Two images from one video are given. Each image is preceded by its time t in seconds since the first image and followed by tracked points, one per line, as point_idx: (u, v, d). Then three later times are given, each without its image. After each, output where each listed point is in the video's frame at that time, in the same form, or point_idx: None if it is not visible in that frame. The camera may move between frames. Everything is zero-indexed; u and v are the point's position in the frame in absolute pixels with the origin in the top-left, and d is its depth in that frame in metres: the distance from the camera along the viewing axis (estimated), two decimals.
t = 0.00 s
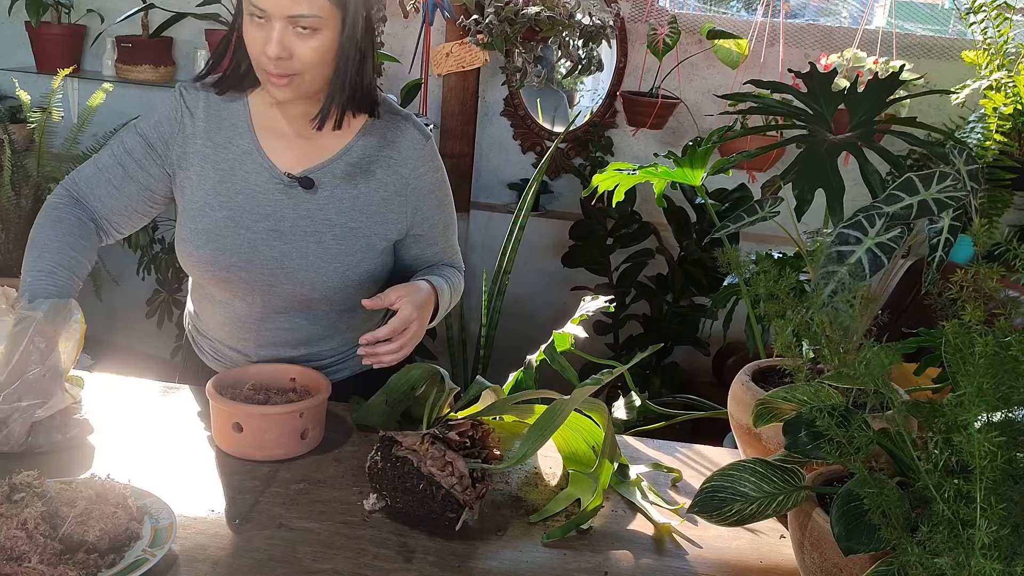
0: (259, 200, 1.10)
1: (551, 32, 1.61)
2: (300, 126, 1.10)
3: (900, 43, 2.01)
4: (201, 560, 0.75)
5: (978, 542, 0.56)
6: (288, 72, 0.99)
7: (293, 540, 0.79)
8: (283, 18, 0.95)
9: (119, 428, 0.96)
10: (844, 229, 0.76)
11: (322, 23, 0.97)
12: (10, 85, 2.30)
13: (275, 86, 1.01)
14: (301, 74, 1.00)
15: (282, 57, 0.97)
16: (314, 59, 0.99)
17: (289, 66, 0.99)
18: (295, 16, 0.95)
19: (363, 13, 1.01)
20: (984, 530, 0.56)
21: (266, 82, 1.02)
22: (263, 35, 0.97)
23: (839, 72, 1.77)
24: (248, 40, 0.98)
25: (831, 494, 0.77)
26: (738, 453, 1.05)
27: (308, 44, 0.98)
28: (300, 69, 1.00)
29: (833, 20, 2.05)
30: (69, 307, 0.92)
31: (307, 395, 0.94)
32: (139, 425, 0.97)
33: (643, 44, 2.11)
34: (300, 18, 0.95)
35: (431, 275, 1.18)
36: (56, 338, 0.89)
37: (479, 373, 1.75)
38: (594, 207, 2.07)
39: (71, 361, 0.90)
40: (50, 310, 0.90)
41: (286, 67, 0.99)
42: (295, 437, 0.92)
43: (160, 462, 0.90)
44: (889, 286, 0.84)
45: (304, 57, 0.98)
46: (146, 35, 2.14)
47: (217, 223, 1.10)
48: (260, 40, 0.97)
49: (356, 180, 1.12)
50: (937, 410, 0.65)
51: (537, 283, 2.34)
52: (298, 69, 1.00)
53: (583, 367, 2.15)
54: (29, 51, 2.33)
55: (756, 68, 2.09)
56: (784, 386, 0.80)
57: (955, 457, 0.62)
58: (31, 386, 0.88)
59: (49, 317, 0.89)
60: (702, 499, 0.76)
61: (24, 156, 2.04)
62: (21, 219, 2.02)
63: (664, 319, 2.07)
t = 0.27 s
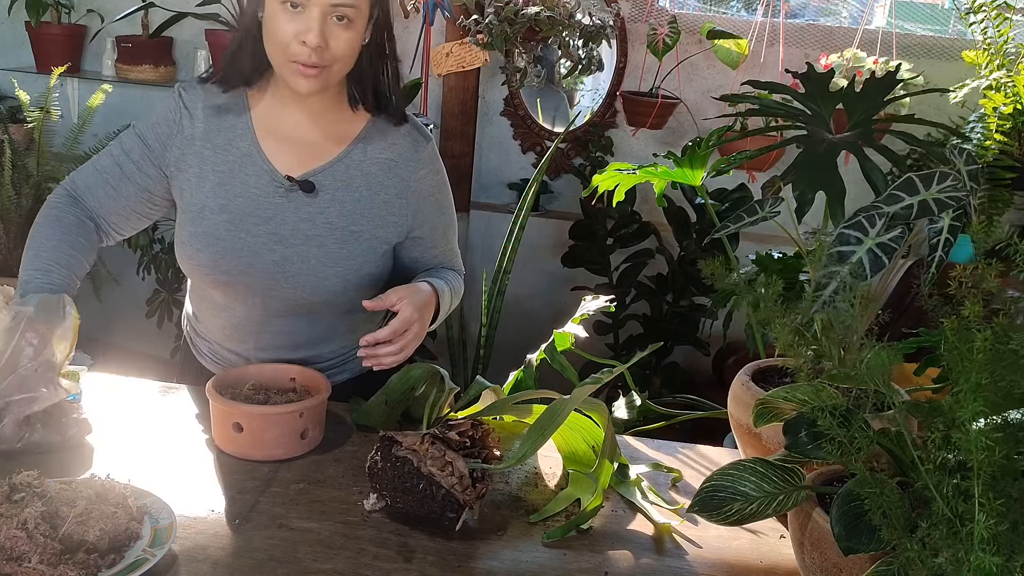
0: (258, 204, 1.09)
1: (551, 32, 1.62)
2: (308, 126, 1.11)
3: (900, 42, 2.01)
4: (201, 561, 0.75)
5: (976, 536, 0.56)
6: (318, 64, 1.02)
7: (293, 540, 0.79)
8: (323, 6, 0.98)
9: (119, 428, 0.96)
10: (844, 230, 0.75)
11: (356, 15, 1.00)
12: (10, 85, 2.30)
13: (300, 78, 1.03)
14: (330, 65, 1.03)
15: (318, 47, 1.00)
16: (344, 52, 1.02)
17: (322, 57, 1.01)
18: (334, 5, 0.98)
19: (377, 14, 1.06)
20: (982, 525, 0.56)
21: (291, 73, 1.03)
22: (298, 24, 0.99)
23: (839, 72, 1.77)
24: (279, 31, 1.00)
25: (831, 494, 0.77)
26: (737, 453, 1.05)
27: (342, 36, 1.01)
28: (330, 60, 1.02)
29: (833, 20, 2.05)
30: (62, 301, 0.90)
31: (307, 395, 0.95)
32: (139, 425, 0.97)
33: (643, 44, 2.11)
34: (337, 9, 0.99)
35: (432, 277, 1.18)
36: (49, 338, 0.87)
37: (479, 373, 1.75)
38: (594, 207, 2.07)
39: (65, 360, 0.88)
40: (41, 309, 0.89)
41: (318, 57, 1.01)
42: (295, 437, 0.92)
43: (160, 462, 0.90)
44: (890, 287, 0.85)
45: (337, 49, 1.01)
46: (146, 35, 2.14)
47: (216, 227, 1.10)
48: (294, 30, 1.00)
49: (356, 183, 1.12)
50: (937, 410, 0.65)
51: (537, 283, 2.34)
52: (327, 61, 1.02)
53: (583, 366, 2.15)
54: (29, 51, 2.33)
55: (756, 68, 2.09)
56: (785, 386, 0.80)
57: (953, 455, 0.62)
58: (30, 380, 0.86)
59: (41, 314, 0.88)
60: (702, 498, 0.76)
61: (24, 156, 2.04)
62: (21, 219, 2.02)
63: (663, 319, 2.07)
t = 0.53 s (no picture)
0: (260, 206, 1.09)
1: (551, 32, 1.62)
2: (312, 128, 1.12)
3: (900, 43, 2.01)
4: (202, 560, 0.75)
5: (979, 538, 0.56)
6: (327, 65, 1.03)
7: (294, 541, 0.79)
8: (334, 7, 0.99)
9: (120, 428, 0.96)
10: (846, 229, 0.74)
11: (365, 17, 1.01)
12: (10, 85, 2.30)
13: (308, 78, 1.04)
14: (339, 65, 1.04)
15: (328, 49, 1.01)
16: (354, 53, 1.03)
17: (333, 59, 1.02)
18: (345, 7, 0.99)
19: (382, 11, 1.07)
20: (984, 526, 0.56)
21: (300, 73, 1.04)
22: (309, 25, 1.00)
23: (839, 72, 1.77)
24: (288, 33, 1.01)
25: (832, 494, 0.77)
26: (738, 453, 1.05)
27: (352, 38, 1.02)
28: (340, 60, 1.03)
29: (832, 20, 2.05)
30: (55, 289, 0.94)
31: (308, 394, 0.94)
32: (140, 425, 0.97)
33: (643, 44, 2.11)
34: (347, 11, 1.00)
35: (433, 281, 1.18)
36: (47, 332, 0.90)
37: (479, 373, 1.75)
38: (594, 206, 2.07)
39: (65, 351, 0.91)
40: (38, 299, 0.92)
41: (328, 59, 1.02)
42: (296, 437, 0.92)
43: (160, 462, 0.90)
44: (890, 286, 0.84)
45: (346, 50, 1.02)
46: (146, 35, 2.14)
47: (219, 229, 1.10)
48: (303, 32, 1.00)
49: (358, 188, 1.12)
50: (937, 409, 0.65)
51: (537, 283, 2.34)
52: (336, 62, 1.03)
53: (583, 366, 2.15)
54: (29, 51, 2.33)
55: (756, 68, 2.09)
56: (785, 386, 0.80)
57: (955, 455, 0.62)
58: (32, 370, 0.89)
59: (40, 303, 0.91)
60: (703, 499, 0.76)
61: (24, 156, 2.04)
62: (20, 219, 2.02)
63: (664, 319, 2.07)
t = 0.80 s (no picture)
0: (262, 202, 1.10)
1: (551, 32, 1.62)
2: (316, 125, 1.12)
3: (900, 43, 2.01)
4: (201, 561, 0.75)
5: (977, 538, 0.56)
6: (330, 62, 1.03)
7: (293, 541, 0.79)
8: (336, 5, 0.99)
9: (120, 428, 0.96)
10: (845, 229, 0.75)
11: (368, 14, 1.01)
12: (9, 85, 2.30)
13: (311, 76, 1.04)
14: (342, 62, 1.04)
15: (331, 45, 1.01)
16: (356, 49, 1.03)
17: (335, 55, 1.02)
18: (347, 4, 0.99)
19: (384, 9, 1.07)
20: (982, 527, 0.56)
21: (303, 71, 1.04)
22: (310, 23, 1.00)
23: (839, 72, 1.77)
24: (291, 30, 1.01)
25: (831, 494, 0.77)
26: (737, 453, 1.05)
27: (355, 34, 1.02)
28: (343, 57, 1.03)
29: (833, 20, 2.05)
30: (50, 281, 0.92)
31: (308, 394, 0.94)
32: (140, 425, 0.97)
33: (643, 44, 2.11)
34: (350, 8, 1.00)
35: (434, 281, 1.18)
36: (45, 326, 0.88)
37: (480, 373, 1.75)
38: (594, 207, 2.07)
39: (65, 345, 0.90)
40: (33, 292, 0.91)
41: (331, 55, 1.02)
42: (295, 437, 0.92)
43: (160, 462, 0.90)
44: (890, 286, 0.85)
45: (349, 47, 1.02)
46: (146, 35, 2.14)
47: (220, 224, 1.10)
48: (306, 29, 1.00)
49: (359, 186, 1.12)
50: (935, 409, 0.65)
51: (537, 283, 2.34)
52: (339, 59, 1.03)
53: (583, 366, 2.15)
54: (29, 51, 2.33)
55: (756, 68, 2.09)
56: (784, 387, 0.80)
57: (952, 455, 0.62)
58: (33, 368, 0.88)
59: (36, 297, 0.90)
60: (702, 499, 0.76)
61: (24, 156, 2.04)
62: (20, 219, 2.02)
63: (664, 320, 2.07)
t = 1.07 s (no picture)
0: (264, 197, 1.10)
1: (551, 32, 1.62)
2: (320, 122, 1.12)
3: (900, 43, 2.02)
4: (201, 561, 0.75)
5: (985, 542, 0.56)
6: (334, 59, 1.03)
7: (293, 541, 0.79)
8: (340, 3, 0.99)
9: (121, 428, 0.97)
10: (845, 229, 0.75)
11: (372, 13, 1.02)
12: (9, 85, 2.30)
13: (315, 73, 1.04)
14: (347, 60, 1.04)
15: (335, 43, 1.01)
16: (361, 47, 1.03)
17: (339, 52, 1.02)
18: (352, 2, 1.00)
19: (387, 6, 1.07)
20: (992, 530, 0.56)
21: (308, 69, 1.04)
22: (315, 20, 1.00)
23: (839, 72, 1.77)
24: (296, 28, 1.01)
25: (831, 494, 0.77)
26: (737, 453, 1.05)
27: (359, 32, 1.02)
28: (348, 55, 1.03)
29: (832, 20, 2.05)
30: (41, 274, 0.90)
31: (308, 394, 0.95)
32: (140, 425, 0.97)
33: (642, 44, 2.11)
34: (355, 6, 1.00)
35: (435, 280, 1.18)
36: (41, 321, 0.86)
37: (480, 373, 1.75)
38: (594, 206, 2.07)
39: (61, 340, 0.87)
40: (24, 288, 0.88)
41: (336, 53, 1.02)
42: (295, 437, 0.92)
43: (160, 461, 0.90)
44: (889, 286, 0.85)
45: (354, 45, 1.02)
46: (146, 34, 2.14)
47: (223, 219, 1.10)
48: (311, 27, 1.00)
49: (362, 183, 1.12)
50: (939, 410, 0.65)
51: (537, 283, 2.34)
52: (344, 57, 1.03)
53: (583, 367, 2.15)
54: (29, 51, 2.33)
55: (756, 68, 2.09)
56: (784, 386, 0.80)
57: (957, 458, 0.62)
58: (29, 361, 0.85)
59: (28, 291, 0.87)
60: (702, 499, 0.75)
61: (24, 156, 2.04)
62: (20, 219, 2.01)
63: (664, 320, 2.07)
